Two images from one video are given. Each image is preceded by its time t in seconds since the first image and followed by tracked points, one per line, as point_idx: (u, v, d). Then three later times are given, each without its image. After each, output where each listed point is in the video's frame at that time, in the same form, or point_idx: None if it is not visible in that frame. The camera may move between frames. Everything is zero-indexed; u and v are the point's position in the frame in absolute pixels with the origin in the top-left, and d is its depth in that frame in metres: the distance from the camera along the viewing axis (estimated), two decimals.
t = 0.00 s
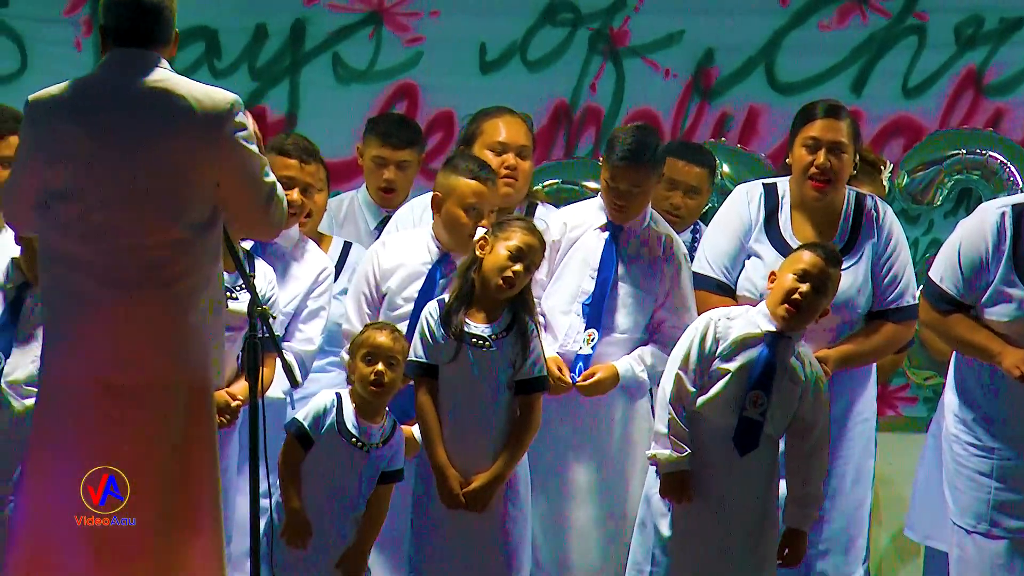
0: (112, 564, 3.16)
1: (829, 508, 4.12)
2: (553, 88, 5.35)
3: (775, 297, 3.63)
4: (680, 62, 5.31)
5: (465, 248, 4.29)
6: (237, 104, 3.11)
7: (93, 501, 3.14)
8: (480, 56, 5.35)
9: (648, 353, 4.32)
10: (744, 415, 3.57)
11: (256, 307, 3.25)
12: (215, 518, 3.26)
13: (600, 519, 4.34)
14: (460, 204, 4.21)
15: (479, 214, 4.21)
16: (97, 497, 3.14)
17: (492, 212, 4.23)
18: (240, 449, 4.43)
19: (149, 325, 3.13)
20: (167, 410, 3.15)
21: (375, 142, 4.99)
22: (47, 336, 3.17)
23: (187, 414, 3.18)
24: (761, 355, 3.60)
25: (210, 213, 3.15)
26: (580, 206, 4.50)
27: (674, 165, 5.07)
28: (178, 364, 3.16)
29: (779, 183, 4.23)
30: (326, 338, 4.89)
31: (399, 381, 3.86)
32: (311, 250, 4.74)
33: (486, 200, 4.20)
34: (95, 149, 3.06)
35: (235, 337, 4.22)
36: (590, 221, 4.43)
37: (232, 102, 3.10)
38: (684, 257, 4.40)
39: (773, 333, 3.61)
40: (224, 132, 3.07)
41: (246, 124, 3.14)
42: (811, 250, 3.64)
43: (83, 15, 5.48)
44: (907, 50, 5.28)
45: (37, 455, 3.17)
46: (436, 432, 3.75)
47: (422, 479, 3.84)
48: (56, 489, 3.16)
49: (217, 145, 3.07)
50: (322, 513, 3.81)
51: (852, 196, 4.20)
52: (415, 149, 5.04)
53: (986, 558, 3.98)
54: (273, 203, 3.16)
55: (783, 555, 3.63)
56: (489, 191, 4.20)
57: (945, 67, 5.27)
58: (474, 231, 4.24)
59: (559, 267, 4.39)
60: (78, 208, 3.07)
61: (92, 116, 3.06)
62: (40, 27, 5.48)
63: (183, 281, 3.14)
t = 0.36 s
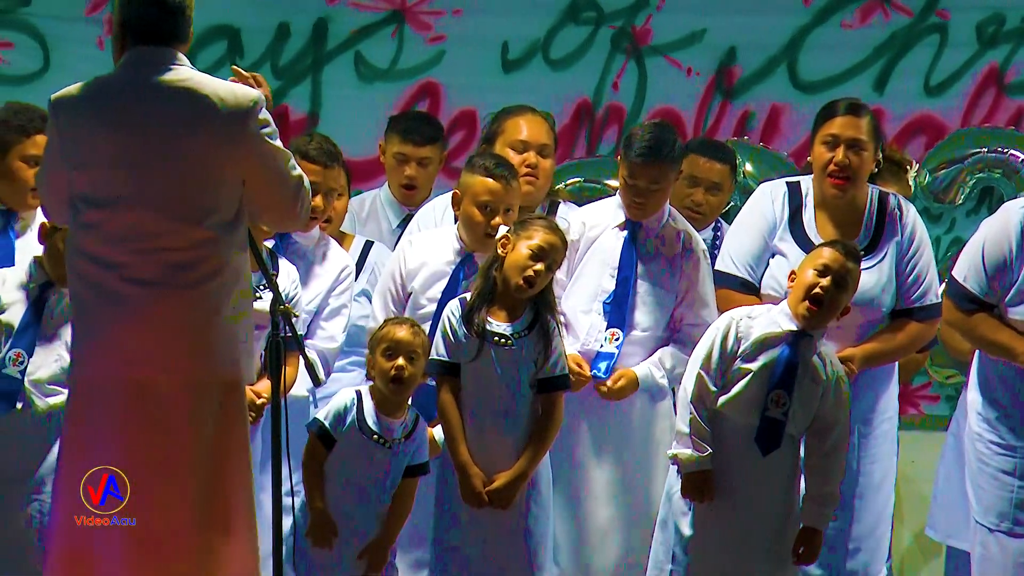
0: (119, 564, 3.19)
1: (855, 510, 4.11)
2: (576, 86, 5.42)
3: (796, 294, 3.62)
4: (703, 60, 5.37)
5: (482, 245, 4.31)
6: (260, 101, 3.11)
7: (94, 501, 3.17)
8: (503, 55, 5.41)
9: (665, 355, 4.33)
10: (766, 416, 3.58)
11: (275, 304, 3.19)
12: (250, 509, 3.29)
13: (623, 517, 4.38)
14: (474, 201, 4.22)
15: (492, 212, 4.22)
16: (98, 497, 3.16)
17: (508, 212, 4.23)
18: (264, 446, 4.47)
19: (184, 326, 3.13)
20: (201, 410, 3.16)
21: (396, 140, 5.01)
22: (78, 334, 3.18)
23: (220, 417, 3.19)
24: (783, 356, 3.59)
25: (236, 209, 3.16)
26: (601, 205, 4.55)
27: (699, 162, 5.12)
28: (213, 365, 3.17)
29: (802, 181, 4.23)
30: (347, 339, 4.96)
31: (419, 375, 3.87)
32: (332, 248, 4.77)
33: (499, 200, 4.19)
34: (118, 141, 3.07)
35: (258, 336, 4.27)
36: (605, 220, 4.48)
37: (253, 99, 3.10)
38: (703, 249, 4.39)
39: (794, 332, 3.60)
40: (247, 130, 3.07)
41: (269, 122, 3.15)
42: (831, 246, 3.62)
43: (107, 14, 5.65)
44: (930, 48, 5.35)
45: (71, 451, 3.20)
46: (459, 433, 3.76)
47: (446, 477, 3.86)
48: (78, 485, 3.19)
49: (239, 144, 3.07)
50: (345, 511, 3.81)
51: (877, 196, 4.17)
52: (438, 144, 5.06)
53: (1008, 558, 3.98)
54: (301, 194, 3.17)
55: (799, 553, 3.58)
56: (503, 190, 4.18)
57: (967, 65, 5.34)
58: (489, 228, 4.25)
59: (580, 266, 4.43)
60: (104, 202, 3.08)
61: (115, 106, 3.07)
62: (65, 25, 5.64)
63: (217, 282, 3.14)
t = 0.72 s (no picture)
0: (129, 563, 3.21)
1: (879, 509, 4.13)
2: (600, 85, 5.55)
3: (807, 290, 3.64)
4: (727, 59, 5.49)
5: (497, 241, 4.30)
6: (290, 101, 3.09)
7: (93, 501, 3.19)
8: (527, 54, 5.55)
9: (686, 353, 4.33)
10: (789, 415, 3.59)
11: (302, 304, 3.19)
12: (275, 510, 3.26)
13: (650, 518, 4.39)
14: (491, 193, 4.26)
15: (504, 205, 4.24)
16: (98, 497, 3.19)
17: (522, 209, 4.24)
18: (288, 445, 4.49)
19: (213, 328, 3.11)
20: (225, 414, 3.15)
21: (418, 136, 5.21)
22: (103, 331, 3.17)
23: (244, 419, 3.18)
24: (800, 357, 3.60)
25: (264, 211, 3.14)
26: (623, 203, 4.51)
27: (724, 163, 5.22)
28: (239, 366, 3.15)
29: (830, 179, 4.23)
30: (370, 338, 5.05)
31: (446, 373, 3.88)
32: (353, 246, 4.78)
33: (513, 195, 4.21)
34: (144, 127, 3.06)
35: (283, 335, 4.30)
36: (626, 219, 4.44)
37: (283, 100, 3.08)
38: (724, 246, 4.43)
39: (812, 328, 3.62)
40: (276, 131, 3.05)
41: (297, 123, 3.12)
42: (840, 241, 3.62)
43: (132, 13, 5.68)
44: (954, 46, 5.44)
45: (93, 448, 3.20)
46: (482, 432, 3.77)
47: (470, 477, 3.86)
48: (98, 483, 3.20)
49: (269, 146, 3.06)
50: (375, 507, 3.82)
51: (905, 195, 4.20)
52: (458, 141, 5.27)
53: None
54: (325, 203, 3.13)
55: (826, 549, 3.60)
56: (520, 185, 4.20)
57: (992, 63, 5.42)
58: (504, 224, 4.26)
59: (603, 265, 4.42)
60: (134, 197, 3.08)
61: (143, 90, 3.08)
62: (91, 24, 5.67)
63: (239, 285, 3.12)
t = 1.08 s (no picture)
0: (139, 564, 3.20)
1: (893, 506, 4.15)
2: (616, 84, 5.60)
3: (772, 271, 3.82)
4: (743, 57, 5.54)
5: (508, 238, 4.35)
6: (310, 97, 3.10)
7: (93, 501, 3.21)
8: (544, 53, 5.58)
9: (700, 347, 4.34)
10: (793, 395, 3.68)
11: (315, 303, 3.24)
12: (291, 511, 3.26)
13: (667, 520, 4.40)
14: (505, 190, 4.30)
15: (517, 201, 4.29)
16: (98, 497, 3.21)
17: (534, 205, 4.28)
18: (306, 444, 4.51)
19: (229, 326, 3.12)
20: (241, 412, 3.16)
21: (434, 134, 5.38)
22: (120, 330, 3.18)
23: (260, 418, 3.18)
24: (789, 337, 3.73)
25: (283, 203, 3.14)
26: (638, 200, 4.51)
27: (741, 160, 5.26)
28: (256, 364, 3.15)
29: (845, 178, 4.30)
30: (389, 337, 5.08)
31: (462, 372, 3.90)
32: (361, 241, 4.78)
33: (528, 191, 4.26)
34: (161, 120, 3.07)
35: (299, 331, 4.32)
36: (640, 217, 4.44)
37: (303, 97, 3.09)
38: (739, 243, 4.44)
39: (789, 308, 3.78)
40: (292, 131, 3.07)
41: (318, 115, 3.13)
42: (793, 219, 3.80)
43: (147, 12, 5.70)
44: (970, 45, 5.49)
45: (108, 447, 3.20)
46: (501, 432, 3.78)
47: (490, 477, 3.86)
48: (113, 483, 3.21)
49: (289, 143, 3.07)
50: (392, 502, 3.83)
51: (921, 192, 4.24)
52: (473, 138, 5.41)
53: None
54: (352, 197, 3.12)
55: (851, 519, 3.71)
56: (533, 181, 4.25)
57: (1008, 62, 5.49)
58: (515, 220, 4.30)
59: (617, 263, 4.43)
60: (151, 194, 3.08)
61: (160, 83, 3.10)
62: (106, 23, 5.69)
63: (253, 284, 3.12)
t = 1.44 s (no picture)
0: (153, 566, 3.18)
1: (899, 501, 4.21)
2: (636, 83, 5.64)
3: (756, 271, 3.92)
4: (763, 57, 5.60)
5: (525, 234, 4.34)
6: (328, 102, 3.13)
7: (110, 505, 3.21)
8: (564, 51, 5.64)
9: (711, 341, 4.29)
10: (783, 390, 3.78)
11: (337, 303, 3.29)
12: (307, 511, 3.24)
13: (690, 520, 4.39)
14: (523, 186, 4.30)
15: (538, 197, 4.26)
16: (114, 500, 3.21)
17: (554, 201, 4.27)
18: (325, 442, 4.54)
19: (247, 326, 3.12)
20: (259, 412, 3.16)
21: (450, 130, 5.43)
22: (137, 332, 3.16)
23: (281, 418, 3.18)
24: (777, 334, 3.84)
25: (302, 205, 3.16)
26: (649, 200, 4.53)
27: (751, 158, 5.25)
28: (272, 365, 3.14)
29: (846, 170, 4.39)
30: (407, 337, 5.11)
31: (482, 369, 3.94)
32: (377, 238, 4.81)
33: (548, 187, 4.25)
34: (182, 119, 3.11)
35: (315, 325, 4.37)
36: (650, 216, 4.46)
37: (321, 101, 3.12)
38: (749, 234, 4.43)
39: (776, 307, 3.88)
40: (311, 131, 3.09)
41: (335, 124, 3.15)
42: (772, 218, 3.88)
43: (167, 12, 5.74)
44: (988, 46, 5.55)
45: (125, 447, 3.20)
46: (518, 438, 3.80)
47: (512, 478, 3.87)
48: (134, 484, 3.20)
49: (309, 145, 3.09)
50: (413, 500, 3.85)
51: (922, 179, 4.29)
52: (490, 135, 5.48)
53: None
54: (365, 199, 3.14)
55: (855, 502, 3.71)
56: (553, 177, 4.25)
57: None
58: (532, 216, 4.29)
59: (629, 261, 4.44)
60: (172, 193, 3.10)
61: (181, 82, 3.14)
62: (127, 23, 5.74)
63: (274, 284, 3.12)
